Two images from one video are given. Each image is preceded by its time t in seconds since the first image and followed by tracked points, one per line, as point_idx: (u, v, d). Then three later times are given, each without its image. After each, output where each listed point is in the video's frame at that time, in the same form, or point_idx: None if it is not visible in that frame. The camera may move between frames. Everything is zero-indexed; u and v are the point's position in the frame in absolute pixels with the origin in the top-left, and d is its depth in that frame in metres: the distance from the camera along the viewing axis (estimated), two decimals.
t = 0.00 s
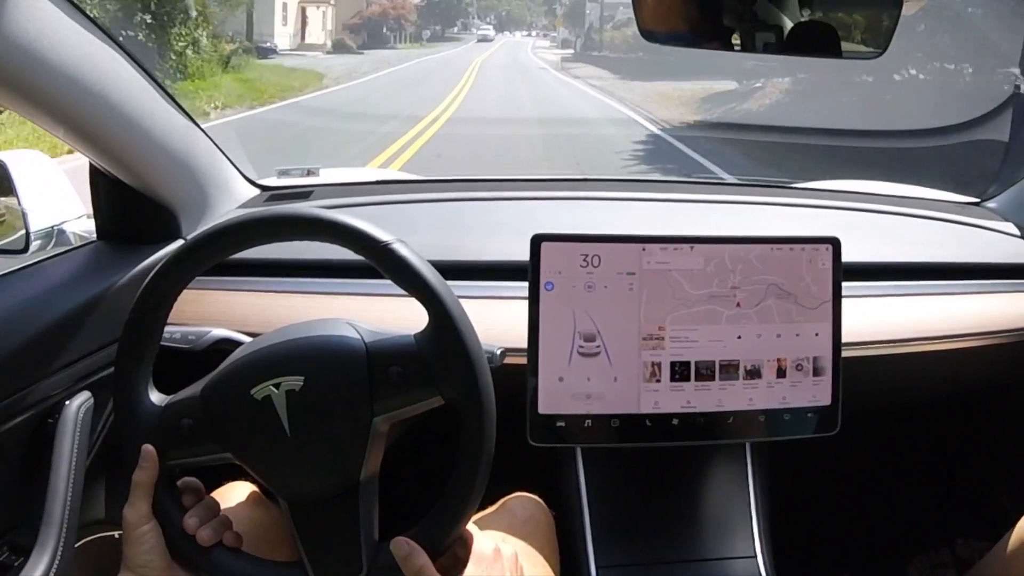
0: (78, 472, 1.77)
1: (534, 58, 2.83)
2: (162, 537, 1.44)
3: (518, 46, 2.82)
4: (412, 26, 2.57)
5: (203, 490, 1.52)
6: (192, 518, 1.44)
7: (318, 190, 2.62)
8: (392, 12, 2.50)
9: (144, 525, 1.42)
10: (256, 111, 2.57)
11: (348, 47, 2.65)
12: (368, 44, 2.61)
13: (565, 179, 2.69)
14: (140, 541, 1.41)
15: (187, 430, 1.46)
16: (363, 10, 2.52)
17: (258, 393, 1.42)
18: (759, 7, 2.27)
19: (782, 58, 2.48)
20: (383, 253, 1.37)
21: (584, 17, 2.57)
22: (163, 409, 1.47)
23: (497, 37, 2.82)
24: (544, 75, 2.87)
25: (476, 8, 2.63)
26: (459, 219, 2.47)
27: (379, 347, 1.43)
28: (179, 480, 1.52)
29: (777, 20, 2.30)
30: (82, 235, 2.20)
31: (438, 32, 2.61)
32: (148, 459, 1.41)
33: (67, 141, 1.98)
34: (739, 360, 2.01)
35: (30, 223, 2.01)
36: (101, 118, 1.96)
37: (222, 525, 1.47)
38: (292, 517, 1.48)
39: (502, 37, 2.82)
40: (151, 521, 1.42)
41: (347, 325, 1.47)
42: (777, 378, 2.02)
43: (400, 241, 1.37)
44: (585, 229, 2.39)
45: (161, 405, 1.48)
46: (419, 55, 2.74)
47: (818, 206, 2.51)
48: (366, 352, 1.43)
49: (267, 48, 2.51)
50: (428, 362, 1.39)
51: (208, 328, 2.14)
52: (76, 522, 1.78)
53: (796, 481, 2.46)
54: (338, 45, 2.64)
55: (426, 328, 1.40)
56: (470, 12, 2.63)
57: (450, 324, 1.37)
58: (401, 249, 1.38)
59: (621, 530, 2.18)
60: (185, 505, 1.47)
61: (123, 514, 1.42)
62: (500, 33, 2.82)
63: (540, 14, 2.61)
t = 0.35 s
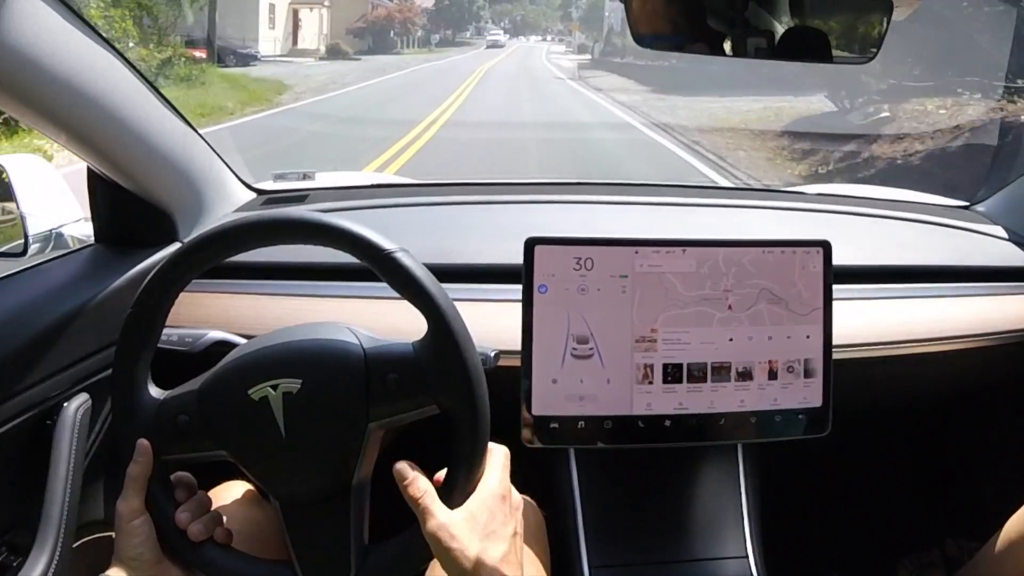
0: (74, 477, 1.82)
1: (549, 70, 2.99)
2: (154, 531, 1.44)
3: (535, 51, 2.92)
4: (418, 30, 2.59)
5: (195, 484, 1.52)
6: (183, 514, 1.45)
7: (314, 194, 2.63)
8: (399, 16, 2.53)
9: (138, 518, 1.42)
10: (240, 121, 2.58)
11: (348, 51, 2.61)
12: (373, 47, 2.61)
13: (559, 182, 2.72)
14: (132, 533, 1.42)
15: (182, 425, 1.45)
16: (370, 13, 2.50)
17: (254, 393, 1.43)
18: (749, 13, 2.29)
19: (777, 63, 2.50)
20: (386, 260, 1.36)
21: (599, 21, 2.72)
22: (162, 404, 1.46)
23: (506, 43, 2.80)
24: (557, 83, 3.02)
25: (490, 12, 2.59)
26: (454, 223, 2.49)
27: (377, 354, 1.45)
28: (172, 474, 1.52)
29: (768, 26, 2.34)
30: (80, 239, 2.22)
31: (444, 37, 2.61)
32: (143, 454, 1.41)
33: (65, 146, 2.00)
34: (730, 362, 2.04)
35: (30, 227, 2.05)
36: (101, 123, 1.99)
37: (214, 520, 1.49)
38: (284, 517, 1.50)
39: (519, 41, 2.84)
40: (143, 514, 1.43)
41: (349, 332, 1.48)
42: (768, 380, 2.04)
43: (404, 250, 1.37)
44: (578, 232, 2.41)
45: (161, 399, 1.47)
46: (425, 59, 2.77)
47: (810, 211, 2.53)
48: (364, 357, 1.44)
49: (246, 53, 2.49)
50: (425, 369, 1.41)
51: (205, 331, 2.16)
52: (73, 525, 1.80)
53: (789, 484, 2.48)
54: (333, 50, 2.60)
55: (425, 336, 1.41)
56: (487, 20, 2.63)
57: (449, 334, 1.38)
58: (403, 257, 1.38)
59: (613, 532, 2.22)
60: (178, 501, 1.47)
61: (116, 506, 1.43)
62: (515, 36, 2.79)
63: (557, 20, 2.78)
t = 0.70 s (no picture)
0: (73, 474, 1.82)
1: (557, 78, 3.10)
2: (147, 527, 1.46)
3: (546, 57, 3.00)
4: (421, 34, 2.67)
5: (190, 481, 1.53)
6: (176, 510, 1.45)
7: (309, 198, 2.65)
8: (401, 20, 2.62)
9: (131, 513, 1.44)
10: (232, 124, 2.60)
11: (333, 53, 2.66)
12: (381, 48, 2.71)
13: (551, 187, 2.74)
14: (125, 528, 1.45)
15: (179, 422, 1.47)
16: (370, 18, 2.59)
17: (253, 395, 1.46)
18: (741, 18, 2.31)
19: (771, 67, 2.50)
20: (387, 267, 1.38)
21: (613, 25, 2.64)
22: (159, 403, 1.46)
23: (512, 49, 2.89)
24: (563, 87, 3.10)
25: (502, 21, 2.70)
26: (447, 226, 2.51)
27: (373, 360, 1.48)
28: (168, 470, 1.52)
29: (759, 30, 2.35)
30: (79, 242, 2.23)
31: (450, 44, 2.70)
32: (138, 449, 1.42)
33: (63, 149, 2.02)
34: (722, 364, 2.06)
35: (28, 231, 2.05)
36: (99, 127, 2.02)
37: (206, 518, 1.49)
38: (277, 517, 1.50)
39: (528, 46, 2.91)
40: (136, 510, 1.45)
41: (346, 336, 1.51)
42: (759, 382, 2.07)
43: (406, 258, 1.39)
44: (571, 235, 2.43)
45: (157, 393, 1.47)
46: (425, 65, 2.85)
47: (801, 215, 2.56)
48: (361, 362, 1.47)
49: (221, 61, 2.54)
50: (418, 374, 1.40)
51: (202, 333, 2.18)
52: (72, 525, 1.83)
53: (782, 483, 2.51)
54: (320, 56, 2.65)
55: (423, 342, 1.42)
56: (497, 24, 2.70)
57: (446, 342, 1.39)
58: (405, 266, 1.40)
59: (605, 533, 2.26)
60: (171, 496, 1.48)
61: (110, 501, 1.45)
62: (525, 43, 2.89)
63: (568, 26, 2.82)
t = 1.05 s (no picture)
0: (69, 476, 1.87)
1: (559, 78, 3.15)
2: (139, 521, 1.43)
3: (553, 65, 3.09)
4: (422, 41, 2.79)
5: (182, 474, 1.51)
6: (169, 502, 1.43)
7: (306, 201, 2.68)
8: (399, 25, 2.68)
9: (124, 507, 1.41)
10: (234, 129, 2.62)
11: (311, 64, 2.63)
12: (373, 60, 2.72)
13: (542, 189, 2.78)
14: (116, 523, 1.41)
15: (177, 417, 1.45)
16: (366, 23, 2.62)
17: (250, 395, 1.44)
18: (733, 25, 2.31)
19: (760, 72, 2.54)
20: (390, 277, 1.38)
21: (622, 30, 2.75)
22: (158, 397, 1.46)
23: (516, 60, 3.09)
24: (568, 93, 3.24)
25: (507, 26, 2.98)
26: (440, 229, 2.54)
27: (373, 365, 1.47)
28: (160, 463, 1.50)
29: (751, 36, 2.35)
30: (77, 245, 2.26)
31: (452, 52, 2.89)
32: (135, 444, 1.41)
33: (61, 153, 2.04)
34: (714, 365, 2.08)
35: (27, 235, 2.08)
36: (97, 133, 2.04)
37: (198, 512, 1.47)
38: (268, 520, 1.50)
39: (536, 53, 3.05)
40: (130, 504, 1.41)
41: (345, 341, 1.51)
42: (751, 384, 2.09)
43: (409, 267, 1.39)
44: (565, 237, 2.45)
45: (157, 389, 1.46)
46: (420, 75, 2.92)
47: (790, 217, 2.58)
48: (361, 368, 1.47)
49: (175, 72, 2.32)
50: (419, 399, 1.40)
51: (199, 335, 2.21)
52: (71, 526, 1.87)
53: (773, 484, 2.53)
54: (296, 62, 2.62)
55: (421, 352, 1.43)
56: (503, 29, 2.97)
57: (446, 352, 1.41)
58: (408, 276, 1.40)
59: (598, 534, 2.28)
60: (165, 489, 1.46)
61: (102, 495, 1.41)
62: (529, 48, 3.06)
63: (576, 34, 2.86)
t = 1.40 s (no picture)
0: (68, 476, 1.89)
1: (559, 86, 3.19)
2: (136, 521, 1.46)
3: (557, 70, 3.08)
4: (417, 45, 2.66)
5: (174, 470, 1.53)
6: (161, 496, 1.45)
7: (302, 205, 2.71)
8: (391, 27, 2.61)
9: (120, 507, 1.44)
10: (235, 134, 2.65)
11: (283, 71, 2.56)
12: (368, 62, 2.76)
13: (534, 194, 2.79)
14: (112, 521, 1.44)
15: (172, 413, 1.47)
16: (357, 25, 2.64)
17: (249, 396, 1.45)
18: (726, 31, 2.34)
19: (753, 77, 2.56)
20: (391, 287, 1.38)
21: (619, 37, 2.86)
22: (156, 390, 1.48)
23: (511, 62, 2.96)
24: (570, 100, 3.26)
25: (510, 31, 2.80)
26: (434, 233, 2.56)
27: (371, 375, 1.47)
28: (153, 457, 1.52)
29: (743, 41, 2.38)
30: (75, 248, 2.28)
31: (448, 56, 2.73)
32: (136, 448, 1.44)
33: (58, 157, 2.06)
34: (707, 367, 2.10)
35: (24, 239, 2.10)
36: (94, 138, 2.06)
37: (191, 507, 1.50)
38: (259, 520, 1.51)
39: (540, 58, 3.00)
40: (126, 505, 1.44)
41: (344, 347, 1.51)
42: (743, 385, 2.11)
43: (413, 278, 1.39)
44: (558, 241, 2.48)
45: (156, 380, 1.49)
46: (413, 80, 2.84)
47: (781, 222, 2.60)
48: (359, 376, 1.47)
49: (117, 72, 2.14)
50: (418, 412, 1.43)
51: (196, 337, 2.23)
52: (69, 526, 1.89)
53: (765, 483, 2.55)
54: (262, 68, 2.54)
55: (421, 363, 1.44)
56: (505, 33, 2.80)
57: (444, 361, 1.41)
58: (409, 286, 1.40)
59: (590, 534, 2.31)
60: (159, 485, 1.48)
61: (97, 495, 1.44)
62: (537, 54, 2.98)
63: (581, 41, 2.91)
